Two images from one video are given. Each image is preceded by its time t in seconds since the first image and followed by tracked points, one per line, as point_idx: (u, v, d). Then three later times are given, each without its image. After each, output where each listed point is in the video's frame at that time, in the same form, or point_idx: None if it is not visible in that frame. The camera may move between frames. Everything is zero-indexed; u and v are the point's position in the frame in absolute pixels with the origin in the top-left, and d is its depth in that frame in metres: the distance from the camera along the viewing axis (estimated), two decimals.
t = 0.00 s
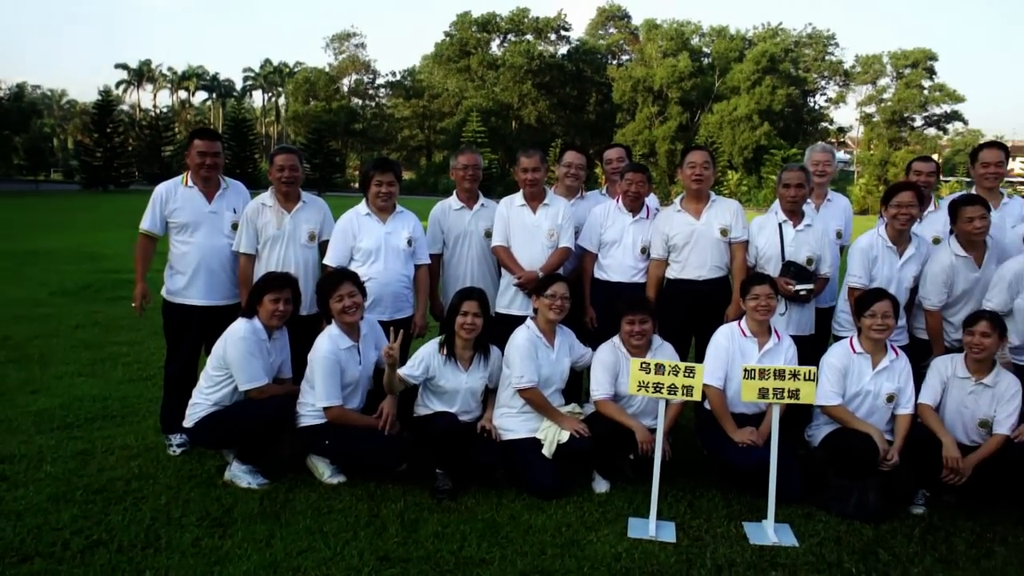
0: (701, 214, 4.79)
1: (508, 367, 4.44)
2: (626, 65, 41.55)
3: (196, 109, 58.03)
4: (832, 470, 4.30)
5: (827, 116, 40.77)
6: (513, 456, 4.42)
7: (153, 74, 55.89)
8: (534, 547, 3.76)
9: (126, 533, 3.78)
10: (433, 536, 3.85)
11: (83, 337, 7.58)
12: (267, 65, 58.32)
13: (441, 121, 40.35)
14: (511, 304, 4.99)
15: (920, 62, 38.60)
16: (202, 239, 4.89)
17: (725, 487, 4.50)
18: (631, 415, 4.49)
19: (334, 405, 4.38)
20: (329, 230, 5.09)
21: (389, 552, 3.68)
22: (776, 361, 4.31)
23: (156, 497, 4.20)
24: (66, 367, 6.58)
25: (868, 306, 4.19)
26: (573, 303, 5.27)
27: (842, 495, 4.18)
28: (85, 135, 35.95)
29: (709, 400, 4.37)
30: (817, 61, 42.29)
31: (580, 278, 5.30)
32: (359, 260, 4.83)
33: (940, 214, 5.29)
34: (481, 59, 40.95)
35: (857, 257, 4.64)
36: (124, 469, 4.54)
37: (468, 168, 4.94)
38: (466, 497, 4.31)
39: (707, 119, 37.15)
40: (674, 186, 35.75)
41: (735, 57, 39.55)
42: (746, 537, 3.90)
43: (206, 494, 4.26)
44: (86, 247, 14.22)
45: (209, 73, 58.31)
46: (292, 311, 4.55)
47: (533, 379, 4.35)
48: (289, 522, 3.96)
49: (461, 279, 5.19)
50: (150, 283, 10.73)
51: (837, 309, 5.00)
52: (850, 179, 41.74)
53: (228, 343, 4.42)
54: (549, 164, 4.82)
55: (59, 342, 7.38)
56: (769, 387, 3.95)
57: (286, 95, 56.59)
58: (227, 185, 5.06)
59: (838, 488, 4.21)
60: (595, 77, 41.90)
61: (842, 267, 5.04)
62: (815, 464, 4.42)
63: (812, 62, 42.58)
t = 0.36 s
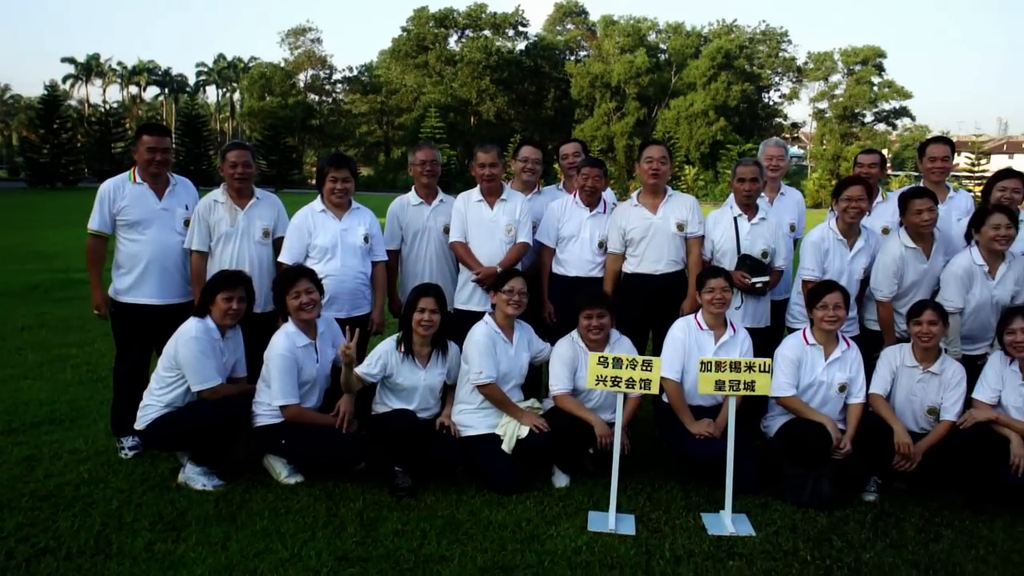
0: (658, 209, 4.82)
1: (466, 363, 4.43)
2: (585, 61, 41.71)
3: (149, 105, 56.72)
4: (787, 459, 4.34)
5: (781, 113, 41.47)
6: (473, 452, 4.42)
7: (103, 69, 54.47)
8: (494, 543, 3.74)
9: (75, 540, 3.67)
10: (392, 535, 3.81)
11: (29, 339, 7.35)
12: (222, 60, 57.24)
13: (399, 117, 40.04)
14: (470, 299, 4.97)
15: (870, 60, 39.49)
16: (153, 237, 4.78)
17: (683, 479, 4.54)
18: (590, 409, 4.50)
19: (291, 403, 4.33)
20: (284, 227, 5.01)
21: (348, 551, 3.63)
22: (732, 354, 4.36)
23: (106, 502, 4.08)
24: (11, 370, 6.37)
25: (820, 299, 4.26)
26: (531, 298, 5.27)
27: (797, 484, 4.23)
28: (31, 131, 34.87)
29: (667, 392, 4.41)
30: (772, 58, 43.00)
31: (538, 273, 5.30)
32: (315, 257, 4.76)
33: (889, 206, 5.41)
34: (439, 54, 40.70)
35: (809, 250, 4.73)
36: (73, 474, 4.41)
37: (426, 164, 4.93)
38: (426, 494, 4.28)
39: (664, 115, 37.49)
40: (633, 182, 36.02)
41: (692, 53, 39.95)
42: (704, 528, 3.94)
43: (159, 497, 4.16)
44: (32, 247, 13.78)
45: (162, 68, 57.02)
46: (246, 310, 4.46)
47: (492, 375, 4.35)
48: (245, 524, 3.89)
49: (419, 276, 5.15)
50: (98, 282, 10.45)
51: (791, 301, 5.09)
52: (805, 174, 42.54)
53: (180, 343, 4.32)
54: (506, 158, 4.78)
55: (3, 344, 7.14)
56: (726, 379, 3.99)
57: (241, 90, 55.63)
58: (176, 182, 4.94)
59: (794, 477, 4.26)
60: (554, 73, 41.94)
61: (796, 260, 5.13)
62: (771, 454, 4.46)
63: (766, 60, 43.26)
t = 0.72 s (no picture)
0: (638, 206, 4.84)
1: (448, 362, 4.42)
2: (564, 59, 41.77)
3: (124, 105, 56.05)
4: (769, 455, 4.41)
5: (759, 110, 41.78)
6: (455, 452, 4.40)
7: (77, 68, 53.75)
8: (478, 542, 3.73)
9: (51, 546, 3.62)
10: (375, 535, 3.79)
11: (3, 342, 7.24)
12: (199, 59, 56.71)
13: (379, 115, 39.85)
14: (450, 298, 4.95)
15: (846, 58, 39.90)
16: (127, 238, 4.71)
17: (665, 475, 4.55)
18: (572, 407, 4.50)
19: (271, 405, 4.28)
20: (262, 227, 4.97)
21: (330, 553, 3.61)
22: (713, 350, 4.37)
23: (84, 507, 4.02)
24: None
25: (798, 295, 4.29)
26: (512, 296, 5.26)
27: (778, 479, 4.27)
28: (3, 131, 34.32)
29: (648, 389, 4.41)
30: (749, 56, 43.33)
31: (519, 271, 5.29)
32: (294, 257, 4.72)
33: (864, 203, 5.46)
34: (417, 52, 40.50)
35: (787, 246, 4.77)
36: (50, 479, 4.34)
37: (406, 163, 4.89)
38: (409, 494, 4.26)
39: (643, 113, 37.62)
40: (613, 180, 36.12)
41: (670, 51, 40.14)
42: (686, 524, 3.96)
43: (138, 501, 4.10)
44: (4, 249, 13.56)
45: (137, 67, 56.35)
46: (225, 311, 4.41)
47: (473, 373, 4.34)
48: (226, 527, 3.85)
49: (399, 274, 5.12)
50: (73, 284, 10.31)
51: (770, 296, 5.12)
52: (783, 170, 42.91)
53: (157, 345, 4.26)
54: (486, 157, 4.80)
55: None
56: (707, 375, 4.01)
57: (219, 89, 55.15)
58: (149, 181, 4.87)
59: (776, 472, 4.31)
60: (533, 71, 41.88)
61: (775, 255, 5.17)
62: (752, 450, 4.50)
63: (744, 57, 43.56)
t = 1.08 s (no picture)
0: (619, 209, 4.84)
1: (429, 367, 4.41)
2: (546, 62, 41.84)
3: (103, 108, 55.51)
4: (749, 455, 4.40)
5: (739, 112, 42.07)
6: (437, 456, 4.39)
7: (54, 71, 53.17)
8: (459, 546, 3.72)
9: (25, 556, 3.56)
10: (355, 541, 3.76)
11: None
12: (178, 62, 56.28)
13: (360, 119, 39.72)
14: (431, 302, 4.94)
15: (824, 61, 40.27)
16: (105, 244, 4.66)
17: (647, 477, 4.56)
18: (553, 409, 4.51)
19: (251, 411, 4.25)
20: (241, 231, 4.93)
21: (310, 559, 3.58)
22: (694, 352, 4.39)
23: (60, 515, 3.97)
24: None
25: (778, 297, 4.32)
26: (493, 300, 5.26)
27: (759, 479, 4.29)
28: None
29: (630, 391, 4.42)
30: (729, 59, 43.66)
31: (500, 274, 5.28)
32: (274, 261, 4.69)
33: (840, 205, 5.53)
34: (398, 54, 39.77)
35: (766, 248, 4.80)
36: (25, 488, 4.28)
37: (387, 166, 4.90)
38: (390, 499, 4.24)
39: (625, 116, 37.75)
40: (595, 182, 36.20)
41: (651, 54, 40.32)
42: (668, 526, 3.97)
43: (115, 509, 4.05)
44: None
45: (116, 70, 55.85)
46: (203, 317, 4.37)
47: (455, 377, 4.33)
48: (205, 534, 3.81)
49: (380, 278, 5.10)
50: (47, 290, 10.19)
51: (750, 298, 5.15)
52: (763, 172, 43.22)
53: (134, 351, 4.21)
54: (466, 159, 4.79)
55: None
56: (687, 377, 4.02)
57: (199, 93, 54.76)
58: (125, 186, 4.82)
59: (756, 472, 4.32)
60: (514, 73, 41.38)
61: (754, 257, 5.20)
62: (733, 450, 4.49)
63: (724, 60, 43.84)
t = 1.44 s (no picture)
0: (592, 210, 4.86)
1: (402, 368, 4.39)
2: (520, 63, 41.92)
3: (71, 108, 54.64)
4: (723, 454, 4.41)
5: (712, 114, 42.45)
6: (411, 458, 4.37)
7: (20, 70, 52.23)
8: (434, 548, 3.71)
9: None
10: (329, 544, 3.73)
11: None
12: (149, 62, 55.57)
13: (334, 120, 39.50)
14: (405, 303, 4.92)
15: (795, 64, 40.76)
16: (71, 246, 4.58)
17: (621, 476, 4.58)
18: (527, 410, 4.51)
19: (222, 414, 4.20)
20: (212, 233, 4.88)
21: (283, 563, 3.55)
22: (666, 351, 4.41)
23: (25, 522, 3.89)
24: None
25: (750, 296, 4.35)
26: (467, 301, 5.26)
27: (732, 477, 4.32)
28: None
29: (604, 391, 4.43)
30: (702, 61, 44.07)
31: (474, 275, 5.28)
32: (245, 262, 4.64)
33: (808, 205, 5.60)
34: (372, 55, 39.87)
35: (738, 248, 4.84)
36: None
37: (359, 166, 4.88)
38: (364, 501, 4.22)
39: (599, 117, 37.92)
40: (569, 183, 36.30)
41: (625, 56, 40.55)
42: (642, 524, 3.98)
43: (83, 515, 3.98)
44: None
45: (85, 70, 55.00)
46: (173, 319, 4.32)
47: (428, 379, 4.32)
48: (176, 539, 3.76)
49: (353, 280, 5.07)
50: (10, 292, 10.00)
51: (722, 298, 5.18)
52: (736, 173, 43.64)
53: (102, 355, 4.14)
54: (439, 160, 4.78)
55: None
56: (661, 376, 4.04)
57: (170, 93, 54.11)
58: (93, 186, 4.74)
59: (729, 470, 4.34)
60: (488, 75, 41.64)
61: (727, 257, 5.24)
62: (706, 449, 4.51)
63: (697, 62, 44.19)
